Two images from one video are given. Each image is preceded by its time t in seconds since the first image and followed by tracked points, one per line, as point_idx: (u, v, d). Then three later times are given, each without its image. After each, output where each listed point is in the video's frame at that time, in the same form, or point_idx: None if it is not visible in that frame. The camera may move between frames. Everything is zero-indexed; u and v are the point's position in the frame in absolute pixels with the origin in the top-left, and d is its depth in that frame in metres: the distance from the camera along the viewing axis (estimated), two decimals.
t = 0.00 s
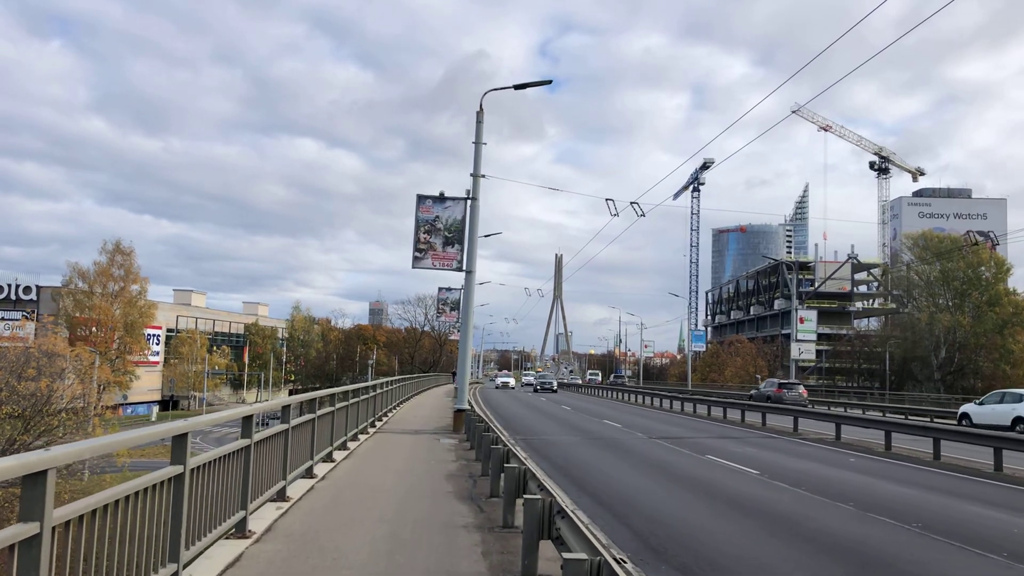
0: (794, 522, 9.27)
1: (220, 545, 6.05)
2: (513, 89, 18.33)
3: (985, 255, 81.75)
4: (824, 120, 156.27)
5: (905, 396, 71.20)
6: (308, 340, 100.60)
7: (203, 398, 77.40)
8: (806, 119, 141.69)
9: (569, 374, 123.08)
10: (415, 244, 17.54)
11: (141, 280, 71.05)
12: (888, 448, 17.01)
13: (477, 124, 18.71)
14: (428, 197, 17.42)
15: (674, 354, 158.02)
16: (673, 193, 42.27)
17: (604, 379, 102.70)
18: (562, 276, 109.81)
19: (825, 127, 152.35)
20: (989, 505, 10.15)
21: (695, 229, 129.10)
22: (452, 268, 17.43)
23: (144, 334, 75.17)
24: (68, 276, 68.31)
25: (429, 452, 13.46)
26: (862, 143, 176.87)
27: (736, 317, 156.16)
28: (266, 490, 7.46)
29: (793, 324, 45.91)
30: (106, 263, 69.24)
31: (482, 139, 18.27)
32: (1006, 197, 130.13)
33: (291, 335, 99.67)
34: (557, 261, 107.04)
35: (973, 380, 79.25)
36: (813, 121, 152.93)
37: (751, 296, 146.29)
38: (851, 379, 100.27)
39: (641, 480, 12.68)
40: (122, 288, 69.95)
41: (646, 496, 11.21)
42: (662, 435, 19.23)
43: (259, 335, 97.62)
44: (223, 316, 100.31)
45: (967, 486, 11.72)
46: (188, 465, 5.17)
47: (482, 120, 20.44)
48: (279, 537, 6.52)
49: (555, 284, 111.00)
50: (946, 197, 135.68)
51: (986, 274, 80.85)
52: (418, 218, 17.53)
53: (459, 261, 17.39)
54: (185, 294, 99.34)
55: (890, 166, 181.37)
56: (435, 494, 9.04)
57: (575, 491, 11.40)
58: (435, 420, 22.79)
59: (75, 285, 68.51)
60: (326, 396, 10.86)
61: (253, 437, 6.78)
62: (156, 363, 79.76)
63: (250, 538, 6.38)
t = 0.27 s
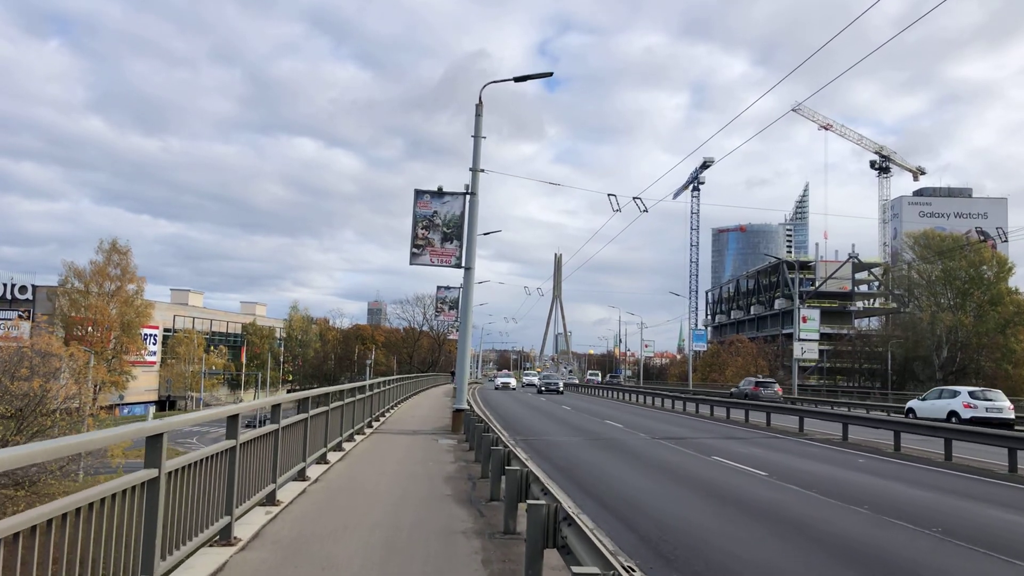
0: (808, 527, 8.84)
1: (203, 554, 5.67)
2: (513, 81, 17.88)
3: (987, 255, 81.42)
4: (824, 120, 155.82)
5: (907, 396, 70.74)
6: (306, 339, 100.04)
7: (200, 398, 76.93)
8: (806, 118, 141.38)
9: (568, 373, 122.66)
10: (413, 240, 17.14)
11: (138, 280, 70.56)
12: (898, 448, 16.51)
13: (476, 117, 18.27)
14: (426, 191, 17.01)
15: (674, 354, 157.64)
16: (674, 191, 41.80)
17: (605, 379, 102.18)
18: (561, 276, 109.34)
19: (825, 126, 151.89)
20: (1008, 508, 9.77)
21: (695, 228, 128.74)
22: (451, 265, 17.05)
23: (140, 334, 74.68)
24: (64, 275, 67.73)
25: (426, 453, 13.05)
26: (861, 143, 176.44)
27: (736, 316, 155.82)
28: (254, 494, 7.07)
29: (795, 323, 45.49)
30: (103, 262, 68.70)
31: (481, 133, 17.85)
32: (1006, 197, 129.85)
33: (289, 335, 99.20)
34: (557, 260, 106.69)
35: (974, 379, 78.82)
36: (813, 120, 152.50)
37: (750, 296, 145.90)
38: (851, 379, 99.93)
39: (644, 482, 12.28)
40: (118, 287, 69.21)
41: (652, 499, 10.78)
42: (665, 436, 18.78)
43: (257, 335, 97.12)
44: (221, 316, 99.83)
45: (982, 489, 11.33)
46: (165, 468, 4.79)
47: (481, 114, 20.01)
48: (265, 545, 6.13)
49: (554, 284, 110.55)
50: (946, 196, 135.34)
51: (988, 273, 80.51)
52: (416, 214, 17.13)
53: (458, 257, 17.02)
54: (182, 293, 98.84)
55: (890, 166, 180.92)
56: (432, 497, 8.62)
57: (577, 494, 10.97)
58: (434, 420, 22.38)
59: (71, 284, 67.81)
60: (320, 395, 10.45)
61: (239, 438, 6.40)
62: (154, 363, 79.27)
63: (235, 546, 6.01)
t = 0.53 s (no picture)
0: (822, 535, 8.53)
1: (188, 569, 5.43)
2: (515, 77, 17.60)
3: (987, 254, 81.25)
4: (825, 120, 155.67)
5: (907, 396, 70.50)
6: (305, 339, 99.89)
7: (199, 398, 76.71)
8: (806, 117, 141.22)
9: (568, 373, 122.42)
10: (412, 238, 16.85)
11: (137, 279, 70.27)
12: (905, 451, 16.23)
13: (476, 113, 17.99)
14: (426, 189, 16.74)
15: (673, 355, 157.46)
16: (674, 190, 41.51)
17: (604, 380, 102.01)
18: (560, 276, 109.11)
19: (825, 126, 151.74)
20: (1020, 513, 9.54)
21: (694, 227, 128.63)
22: (451, 264, 16.76)
23: (139, 333, 74.58)
24: (63, 274, 67.40)
25: (425, 456, 12.78)
26: (861, 143, 176.40)
27: (735, 316, 155.61)
28: (245, 502, 6.82)
29: (796, 323, 45.22)
30: (102, 261, 68.46)
31: (482, 130, 17.57)
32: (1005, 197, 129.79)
33: (288, 335, 99.08)
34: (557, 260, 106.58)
35: (974, 379, 78.52)
36: (813, 119, 152.34)
37: (750, 296, 145.69)
38: (851, 379, 99.75)
39: (648, 488, 12.00)
40: (117, 286, 68.96)
41: (658, 505, 10.46)
42: (667, 438, 18.51)
43: (256, 335, 96.91)
44: (220, 315, 99.60)
45: (994, 493, 11.09)
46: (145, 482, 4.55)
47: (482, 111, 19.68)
48: (254, 558, 5.86)
49: (554, 284, 110.30)
50: (945, 197, 135.34)
51: (988, 273, 80.42)
52: (415, 212, 16.85)
53: (458, 256, 16.73)
54: (181, 292, 98.62)
55: (889, 166, 180.80)
56: (431, 504, 8.36)
57: (580, 499, 10.64)
58: (433, 421, 22.07)
59: (69, 283, 67.54)
60: (315, 396, 10.19)
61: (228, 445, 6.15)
62: (152, 362, 79.07)
63: (224, 558, 5.79)
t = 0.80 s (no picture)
0: (845, 542, 8.12)
1: None
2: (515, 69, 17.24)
3: (988, 254, 80.93)
4: (825, 119, 155.36)
5: (907, 396, 70.12)
6: (304, 339, 99.52)
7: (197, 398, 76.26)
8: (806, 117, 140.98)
9: (567, 373, 122.11)
10: (411, 235, 16.50)
11: (134, 279, 69.80)
12: (914, 451, 15.91)
13: (476, 106, 17.63)
14: (425, 184, 16.39)
15: (673, 355, 157.14)
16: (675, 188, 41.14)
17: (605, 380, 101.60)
18: (560, 275, 108.77)
19: (825, 125, 151.58)
20: None
21: (694, 227, 128.36)
22: (451, 261, 16.41)
23: (137, 333, 74.20)
24: (61, 274, 66.95)
25: (424, 457, 12.42)
26: (861, 143, 176.13)
27: (735, 316, 155.29)
28: (235, 507, 6.47)
29: (798, 323, 44.92)
30: (100, 261, 68.00)
31: (482, 124, 17.21)
32: (1005, 197, 129.54)
33: (287, 335, 98.69)
34: (556, 260, 106.31)
35: (975, 379, 78.15)
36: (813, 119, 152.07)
37: (750, 296, 145.37)
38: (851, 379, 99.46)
39: (655, 488, 11.65)
40: (115, 286, 68.59)
41: (668, 508, 10.04)
42: (670, 438, 18.18)
43: (255, 335, 96.55)
44: (219, 314, 99.24)
45: (1012, 496, 10.78)
46: (125, 489, 4.25)
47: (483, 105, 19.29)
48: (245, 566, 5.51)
49: (553, 283, 109.94)
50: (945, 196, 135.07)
51: (989, 273, 80.11)
52: (415, 208, 16.50)
53: (458, 253, 16.38)
54: (179, 292, 98.25)
55: (889, 165, 180.55)
56: (431, 508, 8.03)
57: (585, 502, 10.23)
58: (432, 421, 21.71)
59: (67, 283, 67.17)
60: (312, 396, 9.84)
61: (217, 447, 5.85)
62: (150, 362, 78.67)
63: (212, 567, 5.45)
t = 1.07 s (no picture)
0: (862, 551, 7.82)
1: None
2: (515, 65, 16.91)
3: (989, 254, 80.61)
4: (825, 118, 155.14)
5: (908, 396, 69.84)
6: (303, 339, 99.29)
7: (196, 398, 76.00)
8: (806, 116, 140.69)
9: (567, 373, 121.90)
10: (410, 234, 16.18)
11: (133, 279, 69.49)
12: (923, 454, 15.56)
13: (476, 102, 17.32)
14: (424, 181, 16.09)
15: (673, 355, 156.91)
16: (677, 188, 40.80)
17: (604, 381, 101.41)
18: (559, 275, 108.51)
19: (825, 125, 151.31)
20: None
21: (694, 226, 128.22)
22: (450, 260, 16.10)
23: (136, 333, 74.01)
24: (58, 273, 66.63)
25: (423, 460, 12.10)
26: (861, 142, 175.86)
27: (735, 316, 155.05)
28: (223, 517, 6.21)
29: (800, 322, 44.67)
30: (98, 260, 67.67)
31: (481, 120, 16.90)
32: (1005, 197, 129.28)
33: (286, 334, 98.47)
34: (556, 260, 106.12)
35: (976, 379, 77.88)
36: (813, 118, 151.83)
37: (750, 296, 145.05)
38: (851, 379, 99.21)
39: (659, 492, 11.35)
40: (113, 286, 68.39)
41: (674, 515, 9.68)
42: (673, 440, 17.88)
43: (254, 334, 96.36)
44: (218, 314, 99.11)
45: None
46: (96, 504, 4.01)
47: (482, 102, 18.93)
48: None
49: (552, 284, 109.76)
50: (945, 196, 134.80)
51: (990, 273, 79.81)
52: (413, 206, 16.19)
53: (458, 252, 16.09)
54: (179, 292, 98.07)
55: (890, 165, 180.25)
56: (428, 516, 7.71)
57: (589, 509, 9.89)
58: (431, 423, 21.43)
59: (65, 283, 66.97)
60: (306, 399, 9.55)
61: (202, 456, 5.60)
62: (149, 362, 78.47)
63: None
